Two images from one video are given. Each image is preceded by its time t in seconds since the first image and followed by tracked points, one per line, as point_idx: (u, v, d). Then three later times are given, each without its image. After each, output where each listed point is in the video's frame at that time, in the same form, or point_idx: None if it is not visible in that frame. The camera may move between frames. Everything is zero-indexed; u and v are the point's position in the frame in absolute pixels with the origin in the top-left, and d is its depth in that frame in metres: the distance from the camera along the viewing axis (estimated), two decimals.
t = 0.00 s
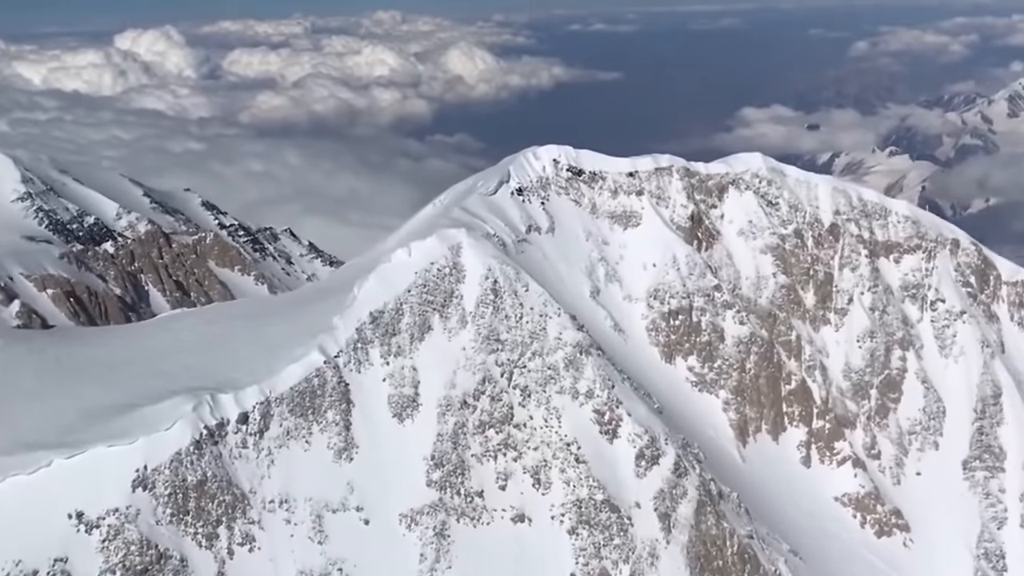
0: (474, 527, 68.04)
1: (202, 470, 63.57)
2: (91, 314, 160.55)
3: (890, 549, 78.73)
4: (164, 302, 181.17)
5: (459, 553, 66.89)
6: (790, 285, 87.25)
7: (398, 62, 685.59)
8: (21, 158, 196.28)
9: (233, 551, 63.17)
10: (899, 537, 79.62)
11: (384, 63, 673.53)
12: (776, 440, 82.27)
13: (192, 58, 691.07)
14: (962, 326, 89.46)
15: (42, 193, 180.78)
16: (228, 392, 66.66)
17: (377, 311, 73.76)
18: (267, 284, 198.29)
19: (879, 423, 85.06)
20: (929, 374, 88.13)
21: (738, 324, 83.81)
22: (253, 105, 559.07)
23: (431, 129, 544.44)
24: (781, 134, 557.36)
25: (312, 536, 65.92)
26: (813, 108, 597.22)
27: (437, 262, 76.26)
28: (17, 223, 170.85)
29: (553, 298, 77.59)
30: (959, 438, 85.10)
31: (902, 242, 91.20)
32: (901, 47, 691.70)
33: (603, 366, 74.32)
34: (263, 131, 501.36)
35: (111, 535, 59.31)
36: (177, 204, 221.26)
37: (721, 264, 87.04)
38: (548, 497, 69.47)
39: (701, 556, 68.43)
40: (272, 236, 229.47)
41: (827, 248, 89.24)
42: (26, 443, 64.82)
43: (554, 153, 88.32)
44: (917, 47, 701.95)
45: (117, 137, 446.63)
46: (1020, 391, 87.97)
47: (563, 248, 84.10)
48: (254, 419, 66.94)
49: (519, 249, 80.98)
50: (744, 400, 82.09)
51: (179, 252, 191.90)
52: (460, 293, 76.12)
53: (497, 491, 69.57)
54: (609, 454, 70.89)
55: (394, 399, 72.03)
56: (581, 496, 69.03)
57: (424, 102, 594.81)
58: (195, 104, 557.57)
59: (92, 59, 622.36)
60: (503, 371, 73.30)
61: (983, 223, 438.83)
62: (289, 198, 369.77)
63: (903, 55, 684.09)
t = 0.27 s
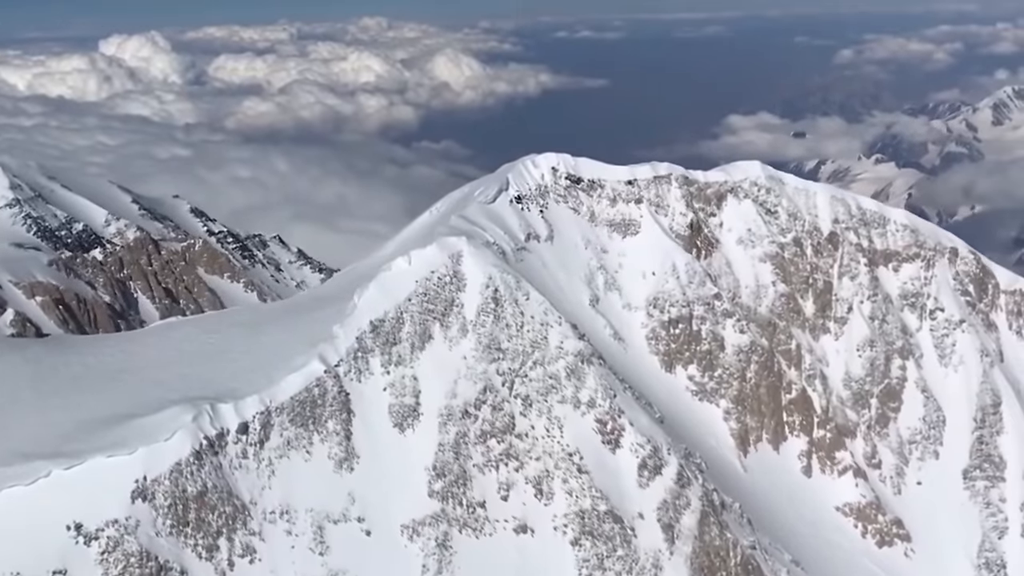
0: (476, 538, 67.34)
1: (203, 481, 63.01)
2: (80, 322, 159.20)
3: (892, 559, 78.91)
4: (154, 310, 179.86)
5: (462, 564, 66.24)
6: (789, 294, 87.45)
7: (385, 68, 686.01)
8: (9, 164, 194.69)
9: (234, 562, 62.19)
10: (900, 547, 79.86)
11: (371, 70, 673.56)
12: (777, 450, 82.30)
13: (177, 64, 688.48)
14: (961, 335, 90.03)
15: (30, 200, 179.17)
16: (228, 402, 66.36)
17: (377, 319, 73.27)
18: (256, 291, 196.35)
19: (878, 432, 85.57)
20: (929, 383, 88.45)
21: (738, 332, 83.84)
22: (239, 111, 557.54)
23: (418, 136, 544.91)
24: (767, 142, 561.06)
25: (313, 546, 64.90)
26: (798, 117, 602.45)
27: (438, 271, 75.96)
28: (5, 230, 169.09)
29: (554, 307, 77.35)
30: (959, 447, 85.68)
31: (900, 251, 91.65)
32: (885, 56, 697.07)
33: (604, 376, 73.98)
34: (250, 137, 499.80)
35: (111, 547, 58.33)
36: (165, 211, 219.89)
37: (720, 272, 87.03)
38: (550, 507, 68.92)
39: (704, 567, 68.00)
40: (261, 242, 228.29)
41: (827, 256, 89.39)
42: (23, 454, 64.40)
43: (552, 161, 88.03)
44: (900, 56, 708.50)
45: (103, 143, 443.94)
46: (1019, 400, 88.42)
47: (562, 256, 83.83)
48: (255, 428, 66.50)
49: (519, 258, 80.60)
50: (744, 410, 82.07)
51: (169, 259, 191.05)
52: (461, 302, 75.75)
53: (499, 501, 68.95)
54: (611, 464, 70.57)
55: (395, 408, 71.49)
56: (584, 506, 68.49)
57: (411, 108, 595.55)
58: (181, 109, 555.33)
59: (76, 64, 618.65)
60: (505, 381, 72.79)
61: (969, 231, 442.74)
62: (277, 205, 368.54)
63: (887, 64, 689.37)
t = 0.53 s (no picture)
0: (492, 550, 66.77)
1: (217, 493, 62.73)
2: (85, 332, 159.04)
3: (907, 571, 78.80)
4: (158, 319, 179.72)
5: None
6: (801, 305, 87.76)
7: (385, 78, 687.74)
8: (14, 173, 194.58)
9: None
10: (915, 559, 79.70)
11: (371, 80, 675.45)
12: (791, 462, 82.35)
13: (178, 74, 689.78)
14: (975, 346, 90.65)
15: (35, 209, 179.00)
16: (242, 413, 65.99)
17: (391, 330, 73.04)
18: (260, 301, 197.78)
19: (893, 444, 85.65)
20: (942, 395, 88.85)
21: (752, 343, 83.70)
22: (240, 121, 558.54)
23: (419, 146, 546.44)
24: (767, 151, 562.66)
25: (327, 559, 64.70)
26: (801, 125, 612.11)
27: (451, 282, 75.47)
28: (10, 240, 168.33)
29: (568, 318, 76.84)
30: (973, 459, 85.99)
31: (913, 262, 92.64)
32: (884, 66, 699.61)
33: (619, 387, 73.48)
34: (251, 147, 500.46)
35: (125, 559, 58.43)
36: (169, 220, 219.77)
37: (732, 283, 87.18)
38: (566, 520, 68.53)
39: None
40: (265, 252, 228.40)
41: (839, 267, 89.98)
42: (36, 466, 64.21)
43: (564, 171, 88.08)
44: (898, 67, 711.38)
45: (104, 152, 444.31)
46: None
47: (575, 267, 83.60)
48: (269, 440, 66.18)
49: (531, 268, 80.26)
50: (758, 421, 81.90)
51: (173, 269, 191.34)
52: (474, 313, 75.40)
53: (514, 513, 68.51)
54: (627, 476, 70.25)
55: (409, 420, 71.22)
56: (599, 519, 68.26)
57: (412, 118, 597.08)
58: (181, 118, 556.23)
59: (77, 73, 619.44)
60: (519, 392, 72.41)
61: (969, 240, 443.49)
62: (278, 214, 368.89)
63: (886, 75, 691.93)
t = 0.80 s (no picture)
0: (512, 560, 65.78)
1: (238, 503, 62.50)
2: (97, 339, 159.04)
3: None
4: (169, 327, 179.85)
5: None
6: (820, 313, 87.54)
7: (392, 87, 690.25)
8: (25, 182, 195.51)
9: None
10: (936, 570, 78.78)
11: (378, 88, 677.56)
12: (810, 471, 81.91)
13: (185, 82, 692.46)
14: (994, 355, 90.29)
15: (46, 217, 179.49)
16: (263, 423, 66.52)
17: (411, 339, 72.79)
18: (271, 309, 198.79)
19: (913, 453, 84.94)
20: (963, 404, 88.16)
21: (770, 352, 83.48)
22: (247, 129, 560.47)
23: (425, 154, 547.60)
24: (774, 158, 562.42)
25: (348, 569, 63.61)
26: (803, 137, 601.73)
27: (470, 290, 75.43)
28: (22, 247, 169.12)
29: (586, 327, 76.49)
30: (994, 469, 85.18)
31: (931, 270, 92.28)
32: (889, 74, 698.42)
33: (639, 397, 73.01)
34: (258, 154, 501.81)
35: (145, 569, 58.09)
36: (179, 228, 220.29)
37: (751, 291, 86.75)
38: (586, 530, 67.87)
39: None
40: (275, 260, 228.81)
41: (857, 275, 89.75)
42: (54, 475, 64.10)
43: (581, 180, 87.88)
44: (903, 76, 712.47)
45: (112, 159, 445.95)
46: None
47: (592, 275, 83.19)
48: (290, 449, 66.28)
49: (548, 276, 79.82)
50: (778, 431, 81.57)
51: (184, 276, 191.94)
52: (493, 322, 75.00)
53: (535, 523, 67.79)
54: (648, 486, 69.76)
55: (429, 429, 70.78)
56: (620, 529, 67.63)
57: (418, 126, 598.43)
58: (189, 126, 558.21)
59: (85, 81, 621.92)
60: (538, 402, 71.89)
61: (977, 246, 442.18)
62: (286, 222, 369.59)
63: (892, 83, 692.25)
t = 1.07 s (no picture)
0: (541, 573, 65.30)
1: (266, 514, 62.18)
2: (114, 348, 159.20)
3: None
4: (186, 335, 179.92)
5: None
6: (847, 322, 86.69)
7: (404, 95, 692.79)
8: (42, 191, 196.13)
9: None
10: None
11: (390, 97, 680.09)
12: (839, 481, 80.99)
13: (197, 90, 695.67)
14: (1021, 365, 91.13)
15: (64, 226, 179.91)
16: (290, 432, 65.94)
17: (437, 350, 72.42)
18: (287, 317, 199.16)
19: (941, 464, 84.47)
20: (991, 414, 88.60)
21: (798, 362, 82.64)
22: (260, 137, 562.66)
23: (437, 162, 548.55)
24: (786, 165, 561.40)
25: None
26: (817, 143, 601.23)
27: (496, 300, 74.93)
28: (39, 257, 169.46)
29: (613, 336, 75.81)
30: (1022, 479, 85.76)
31: (959, 279, 92.21)
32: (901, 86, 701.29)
33: (667, 407, 72.36)
34: (271, 163, 503.40)
35: None
36: (195, 236, 220.70)
37: (777, 300, 86.21)
38: (615, 542, 67.25)
39: None
40: (290, 268, 229.24)
41: (884, 284, 89.07)
42: (82, 486, 64.05)
43: (605, 189, 87.33)
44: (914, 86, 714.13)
45: (126, 168, 448.00)
46: None
47: (616, 284, 82.73)
48: (316, 460, 65.80)
49: (574, 287, 79.33)
50: (806, 441, 80.67)
51: (200, 285, 192.43)
52: (520, 331, 74.51)
53: (564, 535, 67.20)
54: (677, 497, 69.17)
55: (456, 440, 70.26)
56: (649, 541, 66.90)
57: (430, 135, 600.28)
58: (202, 134, 560.70)
59: (99, 90, 625.57)
60: (566, 412, 71.30)
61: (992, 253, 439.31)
62: (299, 230, 370.48)
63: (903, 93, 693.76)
